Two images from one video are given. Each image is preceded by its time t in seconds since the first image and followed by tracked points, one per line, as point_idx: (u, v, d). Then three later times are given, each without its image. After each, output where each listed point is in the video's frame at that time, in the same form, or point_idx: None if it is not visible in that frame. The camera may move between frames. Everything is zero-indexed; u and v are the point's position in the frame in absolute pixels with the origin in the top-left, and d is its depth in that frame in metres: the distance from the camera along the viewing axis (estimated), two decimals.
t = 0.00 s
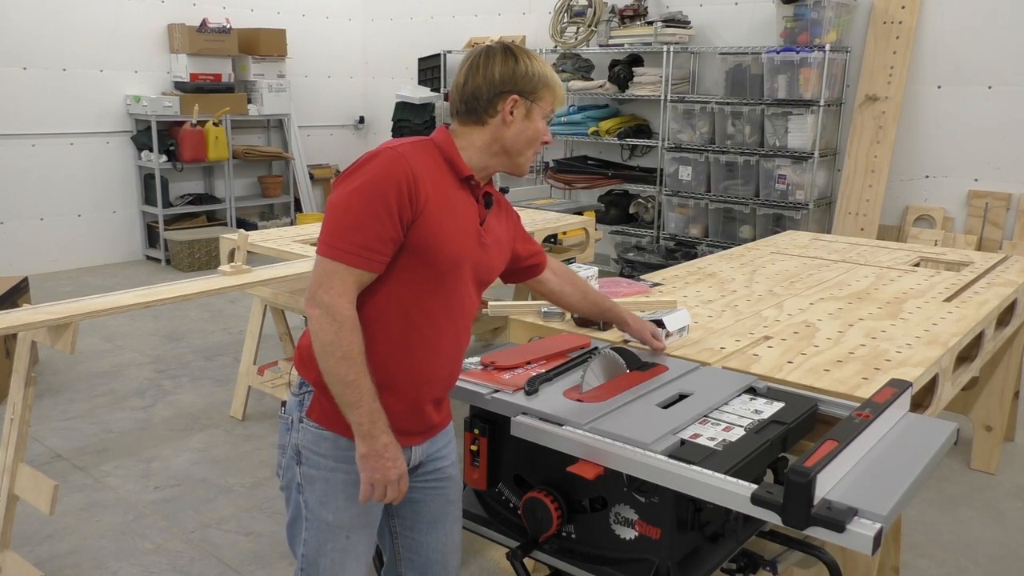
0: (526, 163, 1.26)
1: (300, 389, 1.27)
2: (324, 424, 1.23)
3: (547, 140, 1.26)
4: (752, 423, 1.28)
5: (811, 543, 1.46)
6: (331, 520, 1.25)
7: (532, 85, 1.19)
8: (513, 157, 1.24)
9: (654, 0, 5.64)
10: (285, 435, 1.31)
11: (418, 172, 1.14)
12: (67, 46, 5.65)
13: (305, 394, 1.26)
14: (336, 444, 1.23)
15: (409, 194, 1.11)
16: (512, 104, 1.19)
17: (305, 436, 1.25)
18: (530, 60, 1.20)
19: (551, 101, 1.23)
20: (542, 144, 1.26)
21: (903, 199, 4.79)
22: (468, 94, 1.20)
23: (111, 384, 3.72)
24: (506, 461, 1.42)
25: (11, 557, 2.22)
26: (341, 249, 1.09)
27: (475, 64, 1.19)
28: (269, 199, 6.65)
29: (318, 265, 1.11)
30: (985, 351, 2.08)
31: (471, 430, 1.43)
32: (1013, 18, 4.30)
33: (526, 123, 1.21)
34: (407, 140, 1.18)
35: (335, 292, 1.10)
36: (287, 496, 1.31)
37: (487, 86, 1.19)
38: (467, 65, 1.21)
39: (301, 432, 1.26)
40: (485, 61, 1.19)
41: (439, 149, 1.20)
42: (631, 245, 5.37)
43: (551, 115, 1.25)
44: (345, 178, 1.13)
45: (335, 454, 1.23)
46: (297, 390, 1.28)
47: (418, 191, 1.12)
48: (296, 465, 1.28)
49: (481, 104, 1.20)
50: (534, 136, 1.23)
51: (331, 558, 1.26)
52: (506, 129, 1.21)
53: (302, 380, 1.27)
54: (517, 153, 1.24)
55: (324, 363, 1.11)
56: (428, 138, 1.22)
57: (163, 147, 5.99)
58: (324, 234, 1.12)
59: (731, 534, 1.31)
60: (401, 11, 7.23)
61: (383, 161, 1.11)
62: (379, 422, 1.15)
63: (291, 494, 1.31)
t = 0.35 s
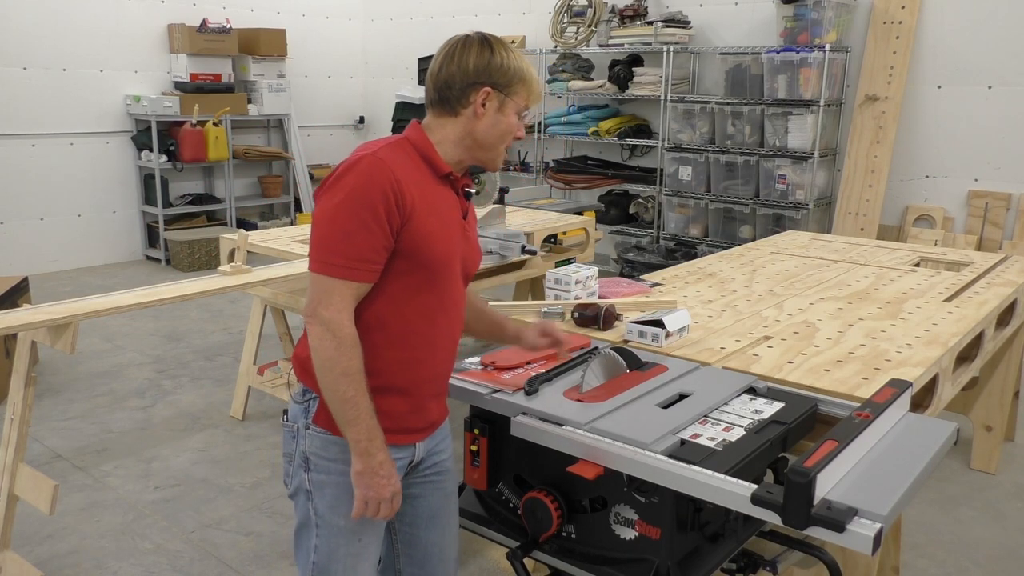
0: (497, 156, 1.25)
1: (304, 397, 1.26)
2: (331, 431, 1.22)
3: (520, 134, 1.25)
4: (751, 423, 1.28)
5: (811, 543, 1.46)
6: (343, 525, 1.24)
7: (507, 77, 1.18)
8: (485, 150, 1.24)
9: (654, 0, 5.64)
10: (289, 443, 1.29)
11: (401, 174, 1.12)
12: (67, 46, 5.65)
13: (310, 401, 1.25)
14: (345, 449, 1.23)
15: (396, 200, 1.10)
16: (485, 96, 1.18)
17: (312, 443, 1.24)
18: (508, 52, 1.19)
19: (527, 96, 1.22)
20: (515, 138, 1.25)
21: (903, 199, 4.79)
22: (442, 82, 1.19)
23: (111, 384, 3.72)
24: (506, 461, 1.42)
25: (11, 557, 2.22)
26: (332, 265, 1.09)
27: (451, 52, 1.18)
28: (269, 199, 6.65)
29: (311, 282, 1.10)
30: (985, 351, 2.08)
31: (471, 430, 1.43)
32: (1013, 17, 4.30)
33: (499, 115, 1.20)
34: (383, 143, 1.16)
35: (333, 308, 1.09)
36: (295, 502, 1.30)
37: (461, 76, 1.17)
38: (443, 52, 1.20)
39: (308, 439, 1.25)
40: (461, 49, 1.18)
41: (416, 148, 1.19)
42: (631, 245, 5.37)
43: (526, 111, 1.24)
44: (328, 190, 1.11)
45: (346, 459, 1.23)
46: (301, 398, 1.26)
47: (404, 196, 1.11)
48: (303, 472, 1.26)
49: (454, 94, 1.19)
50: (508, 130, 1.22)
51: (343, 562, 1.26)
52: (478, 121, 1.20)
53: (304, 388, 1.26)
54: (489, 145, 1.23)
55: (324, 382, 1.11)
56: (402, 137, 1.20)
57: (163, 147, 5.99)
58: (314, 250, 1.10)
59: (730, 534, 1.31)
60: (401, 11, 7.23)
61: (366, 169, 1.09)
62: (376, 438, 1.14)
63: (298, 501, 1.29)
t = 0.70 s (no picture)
0: (438, 160, 1.23)
1: (281, 416, 1.24)
2: (317, 448, 1.22)
3: (466, 143, 1.23)
4: (751, 423, 1.28)
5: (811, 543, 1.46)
6: (333, 540, 1.25)
7: (456, 82, 1.16)
8: (428, 152, 1.22)
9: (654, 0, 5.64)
10: (268, 465, 1.27)
11: (355, 178, 1.10)
12: (67, 46, 5.65)
13: (289, 421, 1.24)
14: (333, 465, 1.23)
15: (355, 207, 1.09)
16: (429, 97, 1.16)
17: (297, 463, 1.23)
18: (462, 58, 1.17)
19: (476, 107, 1.19)
20: (459, 145, 1.22)
21: (903, 199, 4.79)
22: (390, 75, 1.17)
23: (111, 384, 3.72)
24: (506, 461, 1.42)
25: (11, 557, 2.22)
26: (302, 283, 1.07)
27: (406, 47, 1.17)
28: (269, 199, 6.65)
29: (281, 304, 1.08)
30: (985, 351, 2.08)
31: (470, 430, 1.43)
32: (1013, 17, 4.30)
33: (442, 119, 1.18)
34: (329, 149, 1.13)
35: (308, 326, 1.08)
36: (278, 523, 1.28)
37: (408, 72, 1.15)
38: (399, 47, 1.18)
39: (292, 459, 1.24)
40: (415, 46, 1.16)
41: (361, 149, 1.16)
42: (631, 245, 5.37)
43: (475, 121, 1.21)
44: (281, 207, 1.08)
45: (333, 476, 1.23)
46: (278, 417, 1.25)
47: (362, 200, 1.10)
48: (288, 493, 1.25)
49: (399, 89, 1.17)
50: (451, 135, 1.20)
51: None
52: (421, 121, 1.18)
53: (281, 407, 1.24)
54: (431, 148, 1.21)
55: (311, 401, 1.09)
56: (344, 139, 1.18)
57: (163, 147, 5.99)
58: (279, 273, 1.08)
59: (730, 534, 1.31)
60: (401, 11, 7.23)
61: (318, 180, 1.07)
62: (378, 443, 1.14)
63: (283, 523, 1.28)
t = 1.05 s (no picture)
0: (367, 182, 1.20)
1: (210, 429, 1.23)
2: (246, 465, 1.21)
3: (397, 169, 1.18)
4: (752, 423, 1.28)
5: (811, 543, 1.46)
6: (260, 553, 1.24)
7: (382, 107, 1.10)
8: (356, 174, 1.18)
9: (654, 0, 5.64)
10: (195, 476, 1.26)
11: (277, 203, 1.08)
12: (67, 46, 5.65)
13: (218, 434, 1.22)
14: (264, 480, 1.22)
15: (277, 236, 1.07)
16: (353, 120, 1.11)
17: (224, 476, 1.22)
18: (395, 83, 1.11)
19: (406, 134, 1.13)
20: (387, 171, 1.17)
21: (903, 199, 4.79)
22: (322, 87, 1.14)
23: (111, 384, 3.72)
24: (506, 461, 1.42)
25: (11, 557, 2.22)
26: (218, 316, 1.04)
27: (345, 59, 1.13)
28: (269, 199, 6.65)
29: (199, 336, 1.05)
30: (985, 351, 2.08)
31: (470, 430, 1.43)
32: (1013, 17, 4.30)
33: (365, 143, 1.13)
34: (251, 169, 1.11)
35: (227, 361, 1.05)
36: (205, 534, 1.27)
37: (335, 90, 1.12)
38: (341, 58, 1.14)
39: (219, 472, 1.22)
40: (352, 61, 1.12)
41: (288, 165, 1.14)
42: (631, 245, 5.37)
43: (407, 149, 1.15)
44: (198, 234, 1.05)
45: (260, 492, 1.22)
46: (206, 430, 1.23)
47: (284, 228, 1.08)
48: (215, 506, 1.24)
49: (327, 105, 1.13)
50: (376, 160, 1.15)
51: None
52: (344, 143, 1.14)
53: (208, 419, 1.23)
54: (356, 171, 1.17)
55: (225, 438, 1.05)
56: (271, 153, 1.15)
57: (163, 147, 5.99)
58: (195, 302, 1.04)
59: (731, 534, 1.31)
60: (401, 11, 7.23)
61: (240, 209, 1.04)
62: (289, 492, 1.07)
63: (210, 535, 1.27)
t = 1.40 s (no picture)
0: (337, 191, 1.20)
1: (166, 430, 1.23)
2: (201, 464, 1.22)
3: (367, 175, 1.17)
4: (752, 423, 1.28)
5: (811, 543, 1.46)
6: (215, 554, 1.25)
7: (340, 116, 1.10)
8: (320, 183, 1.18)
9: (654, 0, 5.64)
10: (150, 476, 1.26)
11: (225, 214, 1.09)
12: (66, 46, 5.65)
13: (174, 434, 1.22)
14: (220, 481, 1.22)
15: (222, 246, 1.08)
16: (313, 132, 1.12)
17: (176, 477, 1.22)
18: (351, 92, 1.10)
19: (369, 141, 1.13)
20: (356, 179, 1.17)
21: (903, 199, 4.79)
22: (280, 101, 1.14)
23: (112, 384, 3.72)
24: (506, 460, 1.42)
25: (11, 557, 2.22)
26: (156, 324, 1.05)
27: (298, 70, 1.12)
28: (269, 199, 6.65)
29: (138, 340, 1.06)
30: (985, 351, 2.08)
31: (470, 430, 1.44)
32: (1014, 17, 4.30)
33: (329, 154, 1.13)
34: (208, 177, 1.12)
35: (158, 370, 1.06)
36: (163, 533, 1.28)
37: (291, 103, 1.11)
38: (295, 67, 1.14)
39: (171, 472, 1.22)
40: (305, 71, 1.11)
41: (247, 172, 1.15)
42: (631, 245, 5.37)
43: (372, 155, 1.15)
44: (146, 240, 1.06)
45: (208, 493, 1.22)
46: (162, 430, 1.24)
47: (231, 239, 1.09)
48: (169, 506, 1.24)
49: (287, 118, 1.13)
50: (343, 169, 1.15)
51: None
52: (307, 155, 1.14)
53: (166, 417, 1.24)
54: (322, 181, 1.17)
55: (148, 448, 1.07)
56: (234, 158, 1.16)
57: (163, 147, 5.99)
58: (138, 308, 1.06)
59: (731, 534, 1.31)
60: (401, 11, 7.23)
61: (186, 218, 1.05)
62: (191, 509, 1.10)
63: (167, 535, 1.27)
